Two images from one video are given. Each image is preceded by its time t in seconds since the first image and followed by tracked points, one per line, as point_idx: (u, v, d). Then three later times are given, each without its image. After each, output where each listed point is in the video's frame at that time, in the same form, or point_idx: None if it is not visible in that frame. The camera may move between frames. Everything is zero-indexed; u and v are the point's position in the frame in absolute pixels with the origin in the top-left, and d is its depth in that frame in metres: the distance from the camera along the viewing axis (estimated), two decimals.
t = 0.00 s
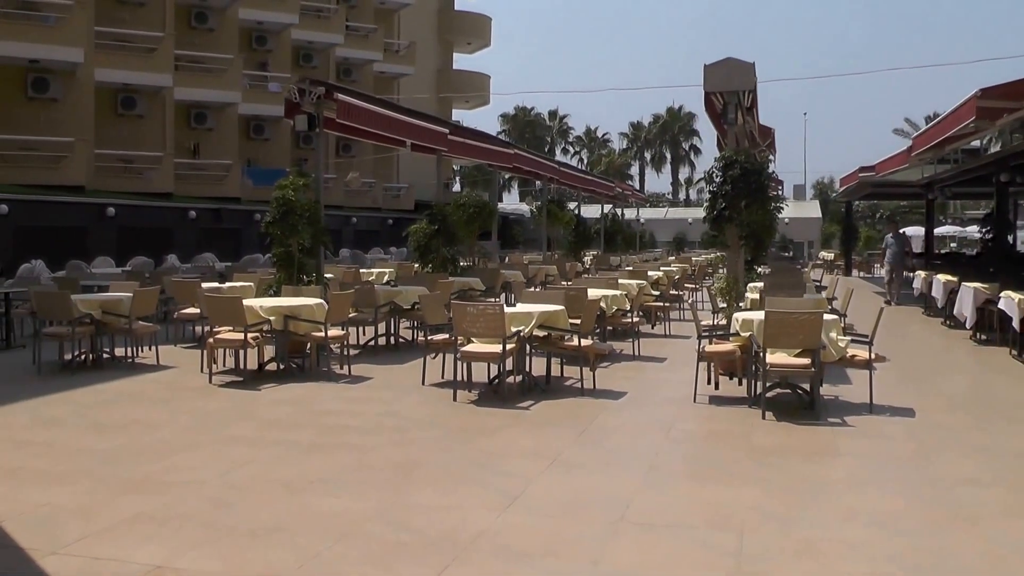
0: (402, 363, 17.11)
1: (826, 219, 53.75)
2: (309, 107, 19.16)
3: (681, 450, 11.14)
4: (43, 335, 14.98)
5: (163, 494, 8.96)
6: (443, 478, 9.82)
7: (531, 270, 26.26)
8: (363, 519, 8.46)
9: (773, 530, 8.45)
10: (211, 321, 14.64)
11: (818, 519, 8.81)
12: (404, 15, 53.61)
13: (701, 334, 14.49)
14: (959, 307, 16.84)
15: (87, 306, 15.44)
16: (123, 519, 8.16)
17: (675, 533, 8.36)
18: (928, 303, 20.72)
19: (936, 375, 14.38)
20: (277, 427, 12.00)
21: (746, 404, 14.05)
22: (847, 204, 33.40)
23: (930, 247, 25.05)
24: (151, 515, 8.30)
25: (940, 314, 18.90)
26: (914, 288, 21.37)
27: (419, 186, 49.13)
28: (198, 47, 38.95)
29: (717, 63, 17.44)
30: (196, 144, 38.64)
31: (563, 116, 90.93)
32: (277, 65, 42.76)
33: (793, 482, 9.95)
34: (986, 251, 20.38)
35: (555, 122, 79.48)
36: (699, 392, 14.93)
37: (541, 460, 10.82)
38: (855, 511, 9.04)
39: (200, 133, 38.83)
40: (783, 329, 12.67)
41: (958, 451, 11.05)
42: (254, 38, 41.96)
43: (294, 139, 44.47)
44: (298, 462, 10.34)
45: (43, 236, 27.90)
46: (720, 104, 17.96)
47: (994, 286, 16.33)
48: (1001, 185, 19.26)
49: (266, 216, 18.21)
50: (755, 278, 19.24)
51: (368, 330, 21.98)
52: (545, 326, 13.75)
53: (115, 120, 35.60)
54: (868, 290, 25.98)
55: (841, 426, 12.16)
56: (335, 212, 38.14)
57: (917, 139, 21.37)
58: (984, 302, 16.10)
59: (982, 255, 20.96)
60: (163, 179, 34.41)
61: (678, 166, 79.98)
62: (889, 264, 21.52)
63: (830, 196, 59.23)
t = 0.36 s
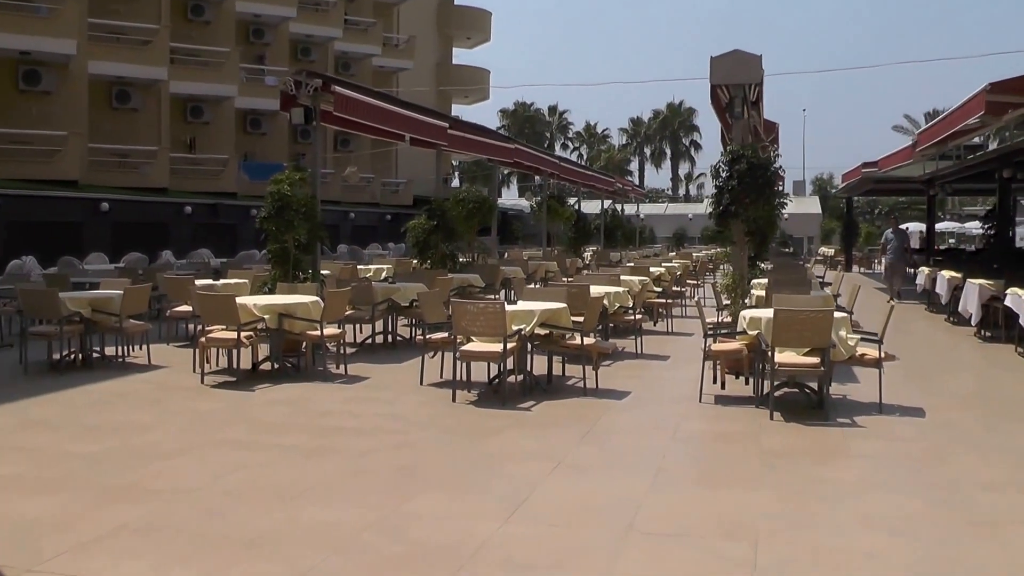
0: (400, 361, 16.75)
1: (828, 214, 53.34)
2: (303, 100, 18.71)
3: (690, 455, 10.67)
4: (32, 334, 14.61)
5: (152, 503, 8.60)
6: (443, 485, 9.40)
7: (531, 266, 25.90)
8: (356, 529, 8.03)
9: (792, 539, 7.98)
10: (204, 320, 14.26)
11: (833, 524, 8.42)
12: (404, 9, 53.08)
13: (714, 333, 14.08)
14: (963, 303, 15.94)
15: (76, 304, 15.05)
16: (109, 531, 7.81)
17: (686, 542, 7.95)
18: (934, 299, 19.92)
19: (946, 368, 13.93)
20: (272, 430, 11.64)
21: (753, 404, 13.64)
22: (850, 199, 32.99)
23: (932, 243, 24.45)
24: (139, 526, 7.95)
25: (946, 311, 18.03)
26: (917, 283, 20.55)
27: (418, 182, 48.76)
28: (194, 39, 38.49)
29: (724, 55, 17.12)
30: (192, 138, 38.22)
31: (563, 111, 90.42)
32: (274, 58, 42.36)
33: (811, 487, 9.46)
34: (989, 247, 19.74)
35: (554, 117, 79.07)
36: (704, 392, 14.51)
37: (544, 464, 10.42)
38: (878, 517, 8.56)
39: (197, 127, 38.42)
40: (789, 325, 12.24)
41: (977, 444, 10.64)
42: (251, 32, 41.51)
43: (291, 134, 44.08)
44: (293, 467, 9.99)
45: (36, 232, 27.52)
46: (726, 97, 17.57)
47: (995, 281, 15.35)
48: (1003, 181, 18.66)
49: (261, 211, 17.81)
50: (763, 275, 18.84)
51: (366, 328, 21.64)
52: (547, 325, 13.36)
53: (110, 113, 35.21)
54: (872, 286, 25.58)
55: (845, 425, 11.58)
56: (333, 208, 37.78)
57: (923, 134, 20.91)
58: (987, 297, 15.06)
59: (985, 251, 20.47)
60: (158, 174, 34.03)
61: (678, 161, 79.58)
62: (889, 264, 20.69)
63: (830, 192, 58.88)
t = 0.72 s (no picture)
0: (343, 361, 16.06)
1: (772, 211, 53.82)
2: (245, 92, 17.81)
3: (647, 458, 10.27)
4: None
5: (75, 517, 7.87)
6: (391, 494, 8.83)
7: (477, 263, 25.37)
8: (299, 542, 7.44)
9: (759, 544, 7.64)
10: (140, 320, 13.40)
11: (805, 527, 8.06)
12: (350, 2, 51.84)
13: (666, 331, 13.72)
14: (915, 300, 15.75)
15: (6, 303, 14.05)
16: (26, 549, 7.07)
17: (653, 550, 7.50)
18: (884, 295, 19.81)
19: (901, 363, 13.74)
20: (209, 435, 10.90)
21: (706, 404, 13.26)
22: (796, 197, 33.11)
23: (879, 240, 24.56)
24: (60, 543, 7.23)
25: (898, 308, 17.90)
26: (867, 281, 20.44)
27: (363, 178, 47.85)
28: (134, 31, 37.01)
29: (674, 49, 16.64)
30: (133, 133, 36.76)
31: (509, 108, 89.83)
32: (217, 52, 40.99)
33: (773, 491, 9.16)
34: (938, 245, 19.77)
35: (500, 114, 78.55)
36: (656, 391, 14.06)
37: (497, 470, 9.89)
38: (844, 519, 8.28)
39: (138, 122, 36.96)
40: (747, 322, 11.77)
41: (939, 437, 10.40)
42: (193, 24, 40.09)
43: (234, 129, 42.80)
44: (232, 475, 9.30)
45: None
46: (676, 92, 17.05)
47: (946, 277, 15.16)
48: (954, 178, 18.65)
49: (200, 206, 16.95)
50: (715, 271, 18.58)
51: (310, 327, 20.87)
52: (494, 323, 12.82)
53: (48, 106, 33.58)
54: (819, 282, 25.62)
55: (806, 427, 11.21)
56: (276, 204, 36.74)
57: (872, 131, 20.86)
58: (940, 293, 14.87)
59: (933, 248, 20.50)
60: (97, 169, 32.62)
61: (624, 158, 79.77)
62: (838, 262, 20.51)
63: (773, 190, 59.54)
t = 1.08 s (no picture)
0: (224, 368, 15.07)
1: (657, 212, 54.81)
2: (121, 83, 15.97)
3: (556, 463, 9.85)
4: None
5: None
6: (286, 506, 8.10)
7: (362, 263, 24.60)
8: (189, 564, 6.64)
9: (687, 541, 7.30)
10: (8, 326, 12.08)
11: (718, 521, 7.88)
12: None
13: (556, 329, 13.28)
14: (803, 299, 16.02)
15: None
16: None
17: (572, 551, 7.10)
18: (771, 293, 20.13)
19: (795, 361, 13.87)
20: (76, 451, 9.87)
21: (600, 406, 12.87)
22: (682, 198, 33.60)
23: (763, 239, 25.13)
24: None
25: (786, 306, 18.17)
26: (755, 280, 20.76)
27: (245, 176, 46.01)
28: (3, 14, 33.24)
29: (564, 46, 16.11)
30: (9, 128, 33.86)
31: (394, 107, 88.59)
32: (97, 43, 37.91)
33: (689, 487, 8.88)
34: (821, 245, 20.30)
35: (386, 112, 77.29)
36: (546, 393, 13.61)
37: (397, 476, 9.31)
38: (767, 512, 8.06)
39: (11, 115, 34.05)
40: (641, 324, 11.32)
41: (841, 434, 10.45)
42: (71, 13, 37.00)
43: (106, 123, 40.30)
44: (103, 494, 8.39)
45: None
46: (565, 90, 16.64)
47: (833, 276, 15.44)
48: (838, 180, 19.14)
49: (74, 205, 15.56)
50: (605, 269, 18.37)
51: (190, 332, 19.66)
52: (379, 326, 12.17)
53: None
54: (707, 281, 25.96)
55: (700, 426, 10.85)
56: (153, 202, 34.74)
57: (761, 133, 21.09)
58: (827, 292, 15.16)
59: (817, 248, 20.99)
60: None
61: (511, 158, 79.92)
62: (725, 262, 20.74)
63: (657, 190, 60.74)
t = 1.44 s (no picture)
0: (69, 381, 13.54)
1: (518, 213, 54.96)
2: None
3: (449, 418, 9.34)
4: None
5: None
6: (167, 475, 7.19)
7: (220, 266, 23.22)
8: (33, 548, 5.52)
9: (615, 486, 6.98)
10: None
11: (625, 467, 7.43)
12: None
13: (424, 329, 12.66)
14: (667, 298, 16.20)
15: None
16: None
17: (481, 506, 6.43)
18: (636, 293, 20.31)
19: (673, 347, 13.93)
20: None
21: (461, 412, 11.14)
22: (544, 200, 33.61)
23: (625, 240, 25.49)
24: None
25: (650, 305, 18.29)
26: (619, 280, 20.88)
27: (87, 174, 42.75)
28: None
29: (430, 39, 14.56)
30: None
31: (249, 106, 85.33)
32: None
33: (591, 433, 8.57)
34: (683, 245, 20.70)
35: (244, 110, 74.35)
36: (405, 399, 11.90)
37: (272, 441, 8.35)
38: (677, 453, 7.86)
39: None
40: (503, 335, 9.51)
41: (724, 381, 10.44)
42: None
43: None
44: None
45: None
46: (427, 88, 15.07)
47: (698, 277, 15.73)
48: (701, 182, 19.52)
49: None
50: (469, 273, 17.87)
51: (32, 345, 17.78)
52: (237, 334, 11.22)
53: None
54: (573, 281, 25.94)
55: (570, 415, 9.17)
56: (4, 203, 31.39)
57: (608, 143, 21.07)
58: (691, 291, 15.41)
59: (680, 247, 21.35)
60: None
61: (372, 158, 78.48)
62: (587, 264, 20.75)
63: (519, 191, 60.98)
